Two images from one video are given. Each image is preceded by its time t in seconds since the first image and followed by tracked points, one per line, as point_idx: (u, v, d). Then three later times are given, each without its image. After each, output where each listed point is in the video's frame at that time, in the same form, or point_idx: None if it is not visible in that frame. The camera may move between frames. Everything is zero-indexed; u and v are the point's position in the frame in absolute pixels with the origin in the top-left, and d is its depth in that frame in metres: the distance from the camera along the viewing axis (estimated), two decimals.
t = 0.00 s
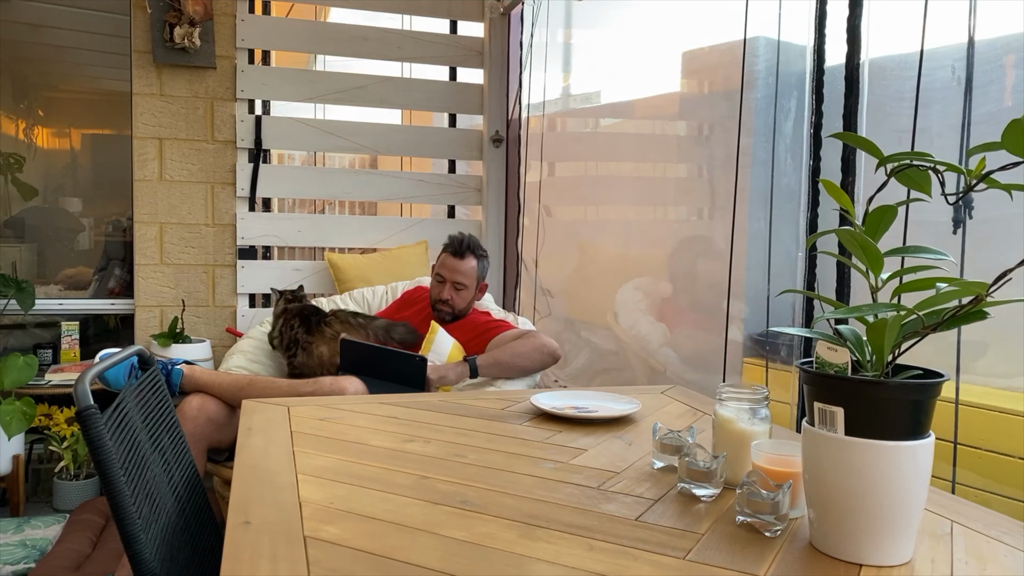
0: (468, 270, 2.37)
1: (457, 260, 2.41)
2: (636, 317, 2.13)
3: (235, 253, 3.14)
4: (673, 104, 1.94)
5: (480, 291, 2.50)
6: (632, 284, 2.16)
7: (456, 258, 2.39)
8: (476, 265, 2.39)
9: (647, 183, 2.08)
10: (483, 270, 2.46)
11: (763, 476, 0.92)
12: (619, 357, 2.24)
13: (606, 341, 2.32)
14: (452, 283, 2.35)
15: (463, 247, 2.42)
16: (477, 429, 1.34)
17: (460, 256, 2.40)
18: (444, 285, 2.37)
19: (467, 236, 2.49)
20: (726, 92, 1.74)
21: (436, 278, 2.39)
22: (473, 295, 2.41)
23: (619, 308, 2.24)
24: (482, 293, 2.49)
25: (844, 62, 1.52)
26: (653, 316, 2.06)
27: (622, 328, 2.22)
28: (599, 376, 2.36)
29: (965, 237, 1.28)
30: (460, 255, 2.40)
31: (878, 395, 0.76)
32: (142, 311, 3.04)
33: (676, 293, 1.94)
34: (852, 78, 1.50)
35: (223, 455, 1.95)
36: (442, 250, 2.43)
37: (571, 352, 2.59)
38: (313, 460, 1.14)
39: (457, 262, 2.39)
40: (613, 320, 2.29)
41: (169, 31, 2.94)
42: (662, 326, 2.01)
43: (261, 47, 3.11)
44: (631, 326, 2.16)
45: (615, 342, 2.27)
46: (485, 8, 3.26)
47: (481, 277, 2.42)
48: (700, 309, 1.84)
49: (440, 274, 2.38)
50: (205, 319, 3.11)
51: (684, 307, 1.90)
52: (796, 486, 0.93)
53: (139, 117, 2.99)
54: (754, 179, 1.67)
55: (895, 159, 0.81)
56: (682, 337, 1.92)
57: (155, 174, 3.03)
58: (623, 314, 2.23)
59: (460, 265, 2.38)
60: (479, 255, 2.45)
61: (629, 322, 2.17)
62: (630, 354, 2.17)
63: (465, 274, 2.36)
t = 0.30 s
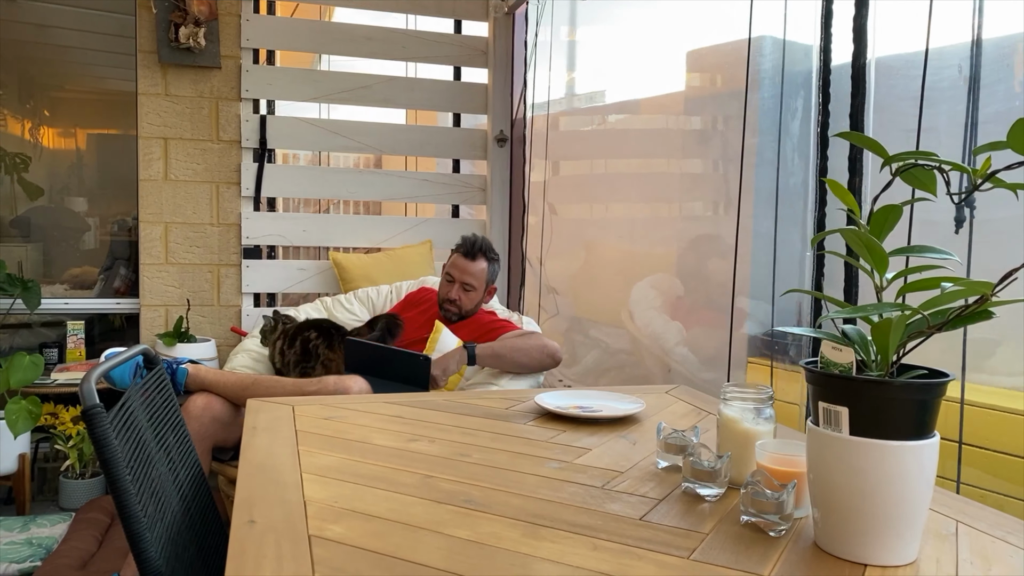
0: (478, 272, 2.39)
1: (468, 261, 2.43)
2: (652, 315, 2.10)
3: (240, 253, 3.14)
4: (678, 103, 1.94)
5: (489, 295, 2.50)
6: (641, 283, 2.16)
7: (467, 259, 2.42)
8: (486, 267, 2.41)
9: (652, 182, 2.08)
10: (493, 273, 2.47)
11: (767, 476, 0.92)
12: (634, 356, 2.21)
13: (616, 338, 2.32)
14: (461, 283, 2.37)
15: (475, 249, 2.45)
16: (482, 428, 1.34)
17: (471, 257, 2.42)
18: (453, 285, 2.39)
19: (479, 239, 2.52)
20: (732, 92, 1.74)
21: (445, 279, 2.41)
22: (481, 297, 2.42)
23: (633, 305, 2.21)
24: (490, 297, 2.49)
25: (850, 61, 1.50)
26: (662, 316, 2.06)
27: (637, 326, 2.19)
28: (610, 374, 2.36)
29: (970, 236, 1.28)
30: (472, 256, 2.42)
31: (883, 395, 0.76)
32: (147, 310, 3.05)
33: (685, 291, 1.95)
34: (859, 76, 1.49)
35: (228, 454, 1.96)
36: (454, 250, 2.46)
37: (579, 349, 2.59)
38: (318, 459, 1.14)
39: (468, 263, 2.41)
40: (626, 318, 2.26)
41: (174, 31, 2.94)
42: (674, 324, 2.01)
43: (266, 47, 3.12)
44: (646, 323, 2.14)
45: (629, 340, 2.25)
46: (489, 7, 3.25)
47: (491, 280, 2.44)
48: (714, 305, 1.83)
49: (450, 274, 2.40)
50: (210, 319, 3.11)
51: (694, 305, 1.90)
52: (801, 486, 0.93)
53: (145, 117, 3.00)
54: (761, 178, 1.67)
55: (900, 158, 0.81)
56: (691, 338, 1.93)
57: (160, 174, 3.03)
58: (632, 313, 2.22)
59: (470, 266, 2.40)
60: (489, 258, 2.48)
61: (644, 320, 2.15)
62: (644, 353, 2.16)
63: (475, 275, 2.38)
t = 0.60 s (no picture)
0: (470, 261, 2.39)
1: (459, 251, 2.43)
2: (653, 314, 2.11)
3: (245, 252, 3.15)
4: (683, 102, 1.94)
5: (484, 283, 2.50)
6: (646, 282, 2.15)
7: (457, 249, 2.42)
8: (477, 254, 2.41)
9: (656, 181, 2.08)
10: (484, 260, 2.47)
11: (772, 476, 0.92)
12: (636, 356, 2.22)
13: (620, 338, 2.31)
14: (455, 273, 2.36)
15: (464, 238, 2.46)
16: (486, 427, 1.34)
17: (461, 247, 2.43)
18: (447, 276, 2.38)
19: (466, 229, 2.53)
20: (737, 91, 1.74)
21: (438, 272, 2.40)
22: (477, 286, 2.42)
23: (635, 305, 2.22)
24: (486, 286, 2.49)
25: (857, 60, 1.50)
26: (666, 314, 2.05)
27: (638, 325, 2.20)
28: (614, 373, 2.36)
29: (976, 235, 1.28)
30: (462, 246, 2.42)
31: (888, 395, 0.76)
32: (153, 309, 3.05)
33: (688, 292, 1.94)
34: (865, 75, 1.48)
35: (233, 453, 1.96)
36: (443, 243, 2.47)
37: (583, 348, 2.59)
38: (322, 457, 1.14)
39: (459, 252, 2.41)
40: (627, 318, 2.27)
41: (179, 31, 2.95)
42: (678, 323, 2.00)
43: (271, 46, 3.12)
44: (650, 322, 2.14)
45: (629, 337, 2.26)
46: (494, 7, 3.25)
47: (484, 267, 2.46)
48: (717, 305, 1.82)
49: (443, 266, 2.39)
50: (215, 317, 3.12)
51: (699, 305, 1.89)
52: (806, 486, 0.93)
53: (150, 116, 3.01)
54: (765, 177, 1.67)
55: (906, 157, 0.81)
56: (699, 339, 1.90)
57: (166, 173, 3.04)
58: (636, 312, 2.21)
59: (462, 255, 2.40)
60: (478, 246, 2.49)
61: (640, 319, 2.18)
62: (645, 351, 2.16)
63: (467, 263, 2.38)
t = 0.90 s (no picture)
0: (479, 258, 2.40)
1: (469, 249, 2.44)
2: (663, 313, 2.09)
3: (250, 251, 3.16)
4: (688, 101, 1.94)
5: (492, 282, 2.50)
6: (652, 282, 2.15)
7: (469, 247, 2.43)
8: (488, 252, 2.42)
9: (662, 180, 2.08)
10: (494, 260, 2.48)
11: (776, 476, 0.91)
12: (644, 353, 2.21)
13: (627, 335, 2.31)
14: (464, 269, 2.37)
15: (475, 236, 2.47)
16: (491, 427, 1.34)
17: (472, 245, 2.44)
18: (457, 272, 2.38)
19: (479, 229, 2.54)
20: (742, 90, 1.74)
21: (448, 268, 2.41)
22: (484, 284, 2.42)
23: (643, 304, 2.21)
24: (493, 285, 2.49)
25: (864, 59, 1.50)
26: (671, 314, 2.05)
27: (646, 323, 2.19)
28: (620, 371, 2.36)
29: (982, 233, 1.27)
30: (472, 243, 2.43)
31: (893, 395, 0.76)
32: (159, 309, 3.07)
33: (696, 291, 1.94)
34: (872, 75, 1.48)
35: (238, 451, 1.97)
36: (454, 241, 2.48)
37: (588, 347, 2.59)
38: (327, 457, 1.14)
39: (469, 249, 2.42)
40: (635, 316, 2.27)
41: (185, 31, 2.96)
42: (681, 322, 2.00)
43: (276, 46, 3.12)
44: (655, 321, 2.14)
45: (638, 337, 2.26)
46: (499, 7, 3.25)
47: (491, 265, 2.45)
48: (723, 303, 1.82)
49: (454, 262, 2.40)
50: (221, 317, 3.13)
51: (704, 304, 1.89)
52: (811, 485, 0.93)
53: (156, 116, 3.02)
54: (770, 177, 1.67)
55: (912, 156, 0.81)
56: (708, 339, 1.89)
57: (171, 173, 3.05)
58: (642, 311, 2.22)
59: (471, 252, 2.41)
60: (489, 246, 2.49)
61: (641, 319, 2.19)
62: (655, 350, 2.15)
63: (477, 261, 2.38)
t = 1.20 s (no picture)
0: (493, 261, 2.40)
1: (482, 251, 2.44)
2: (659, 312, 2.12)
3: (255, 251, 3.16)
4: (693, 100, 1.93)
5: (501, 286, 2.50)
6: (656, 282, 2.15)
7: (482, 249, 2.43)
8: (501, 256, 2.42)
9: (667, 179, 2.08)
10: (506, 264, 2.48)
11: (781, 475, 0.91)
12: (642, 354, 2.22)
13: (626, 335, 2.32)
14: (478, 270, 2.37)
15: (489, 239, 2.47)
16: (495, 426, 1.34)
17: (486, 247, 2.44)
18: (469, 272, 2.38)
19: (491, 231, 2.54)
20: (747, 90, 1.74)
21: (459, 268, 2.40)
22: (495, 287, 2.42)
23: (644, 303, 2.21)
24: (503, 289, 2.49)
25: (863, 58, 1.50)
26: (676, 313, 2.05)
27: (640, 322, 2.22)
28: (620, 372, 2.36)
29: (988, 233, 1.27)
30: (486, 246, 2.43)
31: (898, 394, 0.76)
32: (164, 308, 3.08)
33: (695, 290, 1.95)
34: (871, 73, 1.48)
35: (244, 450, 1.97)
36: (468, 241, 2.48)
37: (589, 348, 2.60)
38: (332, 456, 1.14)
39: (483, 251, 2.42)
40: (634, 316, 2.28)
41: (190, 31, 2.96)
42: (683, 321, 2.01)
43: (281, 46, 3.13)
44: (660, 320, 2.13)
45: (637, 338, 2.26)
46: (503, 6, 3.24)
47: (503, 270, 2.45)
48: (718, 304, 1.84)
49: (466, 263, 2.40)
50: (225, 316, 3.14)
51: (701, 304, 1.90)
52: (816, 485, 0.93)
53: (161, 115, 3.02)
54: (774, 177, 1.67)
55: (917, 155, 0.80)
56: (703, 338, 1.91)
57: (177, 172, 3.05)
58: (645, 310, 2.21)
59: (485, 254, 2.41)
60: (503, 249, 2.49)
61: (645, 318, 2.18)
62: (653, 352, 2.16)
63: (490, 263, 2.39)
